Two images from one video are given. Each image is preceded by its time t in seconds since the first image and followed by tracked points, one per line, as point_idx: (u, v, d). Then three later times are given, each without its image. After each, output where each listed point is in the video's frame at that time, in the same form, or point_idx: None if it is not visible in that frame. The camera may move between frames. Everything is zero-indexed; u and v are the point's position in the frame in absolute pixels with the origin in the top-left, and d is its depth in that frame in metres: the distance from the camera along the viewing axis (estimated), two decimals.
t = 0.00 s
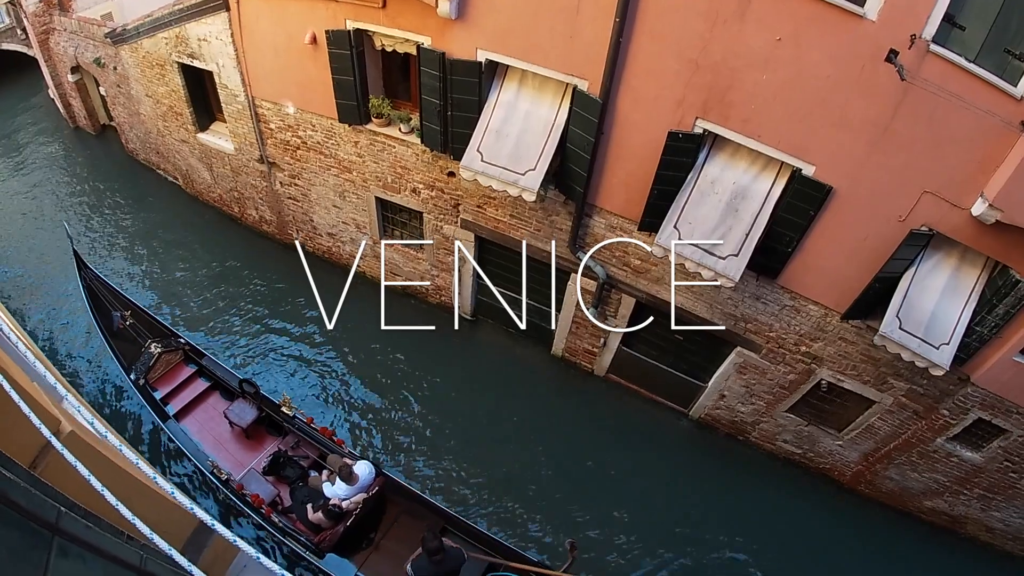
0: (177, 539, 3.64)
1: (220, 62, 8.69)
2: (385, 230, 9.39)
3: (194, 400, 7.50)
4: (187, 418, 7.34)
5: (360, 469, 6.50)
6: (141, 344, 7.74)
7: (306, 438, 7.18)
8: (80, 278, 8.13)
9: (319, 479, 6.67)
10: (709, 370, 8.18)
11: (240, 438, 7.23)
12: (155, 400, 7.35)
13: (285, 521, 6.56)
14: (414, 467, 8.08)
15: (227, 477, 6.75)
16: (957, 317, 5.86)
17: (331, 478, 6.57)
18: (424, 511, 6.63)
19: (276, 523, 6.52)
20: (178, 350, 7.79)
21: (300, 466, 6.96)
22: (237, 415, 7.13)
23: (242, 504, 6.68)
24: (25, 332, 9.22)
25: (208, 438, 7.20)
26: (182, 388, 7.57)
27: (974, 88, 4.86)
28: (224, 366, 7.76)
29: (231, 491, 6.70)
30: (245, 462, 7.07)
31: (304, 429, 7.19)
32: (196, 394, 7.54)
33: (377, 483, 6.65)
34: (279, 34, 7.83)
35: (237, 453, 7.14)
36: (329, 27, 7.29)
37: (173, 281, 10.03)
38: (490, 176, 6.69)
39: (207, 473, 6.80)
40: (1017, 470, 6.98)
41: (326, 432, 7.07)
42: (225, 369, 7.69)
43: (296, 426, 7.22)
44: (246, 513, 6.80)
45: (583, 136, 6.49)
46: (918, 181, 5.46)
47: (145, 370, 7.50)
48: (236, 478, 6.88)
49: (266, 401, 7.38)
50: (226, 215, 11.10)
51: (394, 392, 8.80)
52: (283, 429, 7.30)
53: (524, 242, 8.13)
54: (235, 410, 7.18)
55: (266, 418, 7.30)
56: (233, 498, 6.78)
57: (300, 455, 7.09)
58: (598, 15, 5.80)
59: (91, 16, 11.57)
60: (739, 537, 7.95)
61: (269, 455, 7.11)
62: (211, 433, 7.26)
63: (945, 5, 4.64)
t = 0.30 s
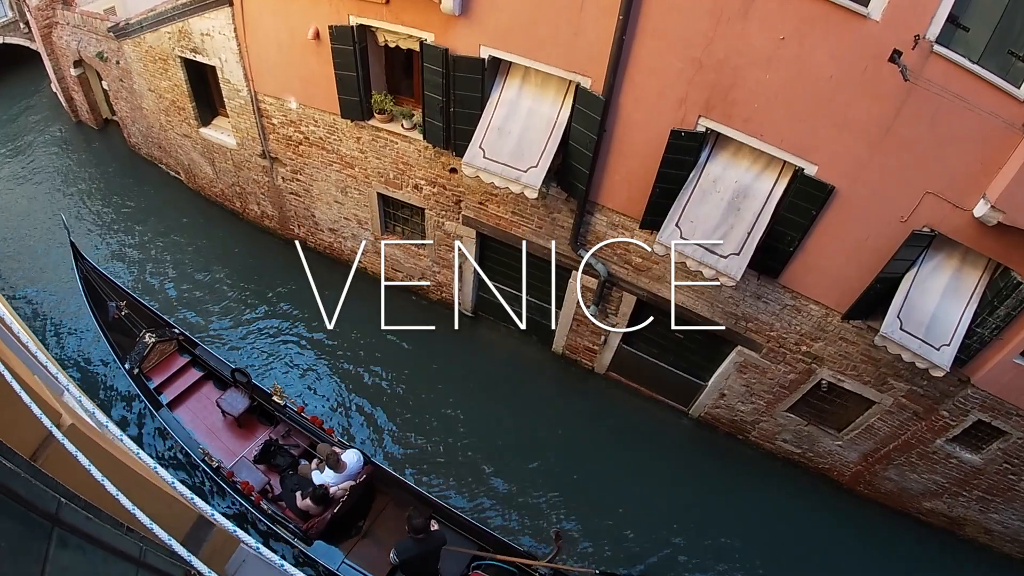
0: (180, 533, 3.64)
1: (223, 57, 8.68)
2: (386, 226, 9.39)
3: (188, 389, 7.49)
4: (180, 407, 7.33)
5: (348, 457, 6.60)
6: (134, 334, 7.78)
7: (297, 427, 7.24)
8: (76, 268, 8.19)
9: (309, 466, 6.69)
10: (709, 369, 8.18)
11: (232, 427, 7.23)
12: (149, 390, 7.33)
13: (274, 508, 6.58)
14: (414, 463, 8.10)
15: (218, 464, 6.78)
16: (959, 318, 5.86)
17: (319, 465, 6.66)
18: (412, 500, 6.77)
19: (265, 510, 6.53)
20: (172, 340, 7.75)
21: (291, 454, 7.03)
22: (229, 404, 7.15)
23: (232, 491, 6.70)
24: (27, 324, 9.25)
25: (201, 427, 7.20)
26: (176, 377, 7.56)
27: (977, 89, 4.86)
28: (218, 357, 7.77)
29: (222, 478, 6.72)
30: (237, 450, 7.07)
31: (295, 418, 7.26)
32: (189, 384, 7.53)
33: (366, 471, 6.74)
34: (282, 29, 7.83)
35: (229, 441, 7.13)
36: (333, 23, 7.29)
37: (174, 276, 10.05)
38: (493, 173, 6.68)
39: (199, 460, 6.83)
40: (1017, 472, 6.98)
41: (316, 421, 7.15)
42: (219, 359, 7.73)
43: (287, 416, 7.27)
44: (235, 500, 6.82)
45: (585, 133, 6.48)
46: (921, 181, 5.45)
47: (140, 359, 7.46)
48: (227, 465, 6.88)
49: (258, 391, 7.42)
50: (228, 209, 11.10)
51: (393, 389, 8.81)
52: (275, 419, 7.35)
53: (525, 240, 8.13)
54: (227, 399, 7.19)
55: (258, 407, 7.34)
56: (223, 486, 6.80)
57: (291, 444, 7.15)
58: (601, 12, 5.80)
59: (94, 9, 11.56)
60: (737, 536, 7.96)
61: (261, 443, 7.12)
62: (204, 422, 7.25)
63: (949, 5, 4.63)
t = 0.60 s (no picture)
0: (180, 528, 3.64)
1: (224, 53, 8.66)
2: (387, 222, 9.39)
3: (181, 380, 7.55)
4: (173, 397, 7.39)
5: (338, 446, 6.64)
6: (129, 326, 7.81)
7: (289, 416, 7.25)
8: (72, 261, 8.30)
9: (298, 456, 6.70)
10: (710, 366, 8.18)
11: (225, 417, 7.28)
12: (144, 380, 7.38)
13: (265, 497, 6.62)
14: (414, 459, 8.11)
15: (210, 453, 6.82)
16: (959, 317, 5.85)
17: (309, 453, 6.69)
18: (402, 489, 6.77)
19: (256, 498, 6.58)
20: (166, 331, 7.79)
21: (282, 443, 6.99)
22: (221, 395, 7.17)
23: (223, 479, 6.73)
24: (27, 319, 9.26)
25: (193, 417, 7.25)
26: (171, 368, 7.61)
27: (979, 88, 4.84)
28: (212, 347, 7.81)
29: (213, 467, 6.75)
30: (229, 439, 7.11)
31: (287, 407, 7.27)
32: (183, 374, 7.58)
33: (354, 459, 6.69)
34: (283, 25, 7.82)
35: (221, 430, 7.18)
36: (334, 19, 7.27)
37: (175, 272, 10.05)
38: (494, 170, 6.69)
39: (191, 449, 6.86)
40: (1017, 471, 6.97)
41: (308, 411, 7.18)
42: (213, 350, 7.76)
43: (279, 405, 7.30)
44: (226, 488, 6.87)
45: (586, 130, 6.47)
46: (922, 179, 5.44)
47: (134, 350, 7.50)
48: (218, 454, 6.93)
49: (251, 380, 7.45)
50: (229, 205, 11.10)
51: (394, 385, 8.82)
52: (267, 408, 7.36)
53: (527, 237, 8.14)
54: (220, 388, 7.24)
55: (250, 397, 7.37)
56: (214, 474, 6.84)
57: (282, 434, 7.14)
58: (603, 9, 5.78)
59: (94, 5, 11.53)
60: (738, 534, 7.97)
61: (253, 433, 7.16)
62: (197, 412, 7.30)
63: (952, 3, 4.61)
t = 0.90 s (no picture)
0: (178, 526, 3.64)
1: (224, 51, 8.66)
2: (388, 220, 9.39)
3: (175, 372, 7.56)
4: (167, 390, 7.41)
5: (326, 437, 6.62)
6: (124, 319, 7.80)
7: (280, 408, 7.32)
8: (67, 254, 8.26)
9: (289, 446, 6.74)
10: (710, 365, 8.19)
11: (218, 409, 7.32)
12: (138, 372, 7.38)
13: (255, 487, 6.63)
14: (415, 456, 8.12)
15: (202, 444, 6.86)
16: (960, 314, 5.84)
17: (299, 445, 6.70)
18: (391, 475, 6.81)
19: (247, 489, 6.59)
20: (160, 324, 7.78)
21: (274, 434, 7.06)
22: (214, 385, 7.26)
23: (215, 470, 6.76)
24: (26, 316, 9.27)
25: (187, 408, 7.29)
26: (164, 360, 7.62)
27: (979, 85, 4.83)
28: (205, 340, 7.83)
29: (205, 457, 6.79)
30: (222, 431, 7.17)
31: (278, 399, 7.34)
32: (177, 366, 7.60)
33: (343, 450, 6.68)
34: (283, 23, 7.81)
35: (215, 422, 7.23)
36: (334, 16, 7.26)
37: (176, 270, 10.06)
38: (495, 168, 6.68)
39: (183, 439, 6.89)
40: (1017, 470, 6.97)
41: (299, 401, 7.22)
42: (206, 342, 7.79)
43: (270, 396, 7.37)
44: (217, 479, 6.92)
45: (587, 127, 6.47)
46: (923, 177, 5.43)
47: (128, 342, 7.47)
48: (211, 445, 6.98)
49: (243, 373, 7.51)
50: (230, 203, 11.10)
51: (394, 383, 8.82)
52: (259, 400, 7.42)
53: (528, 235, 8.14)
54: (213, 380, 7.29)
55: (243, 388, 7.43)
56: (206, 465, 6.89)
57: (274, 424, 7.21)
58: (603, 5, 5.77)
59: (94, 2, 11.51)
60: (738, 531, 7.98)
61: (246, 424, 7.22)
62: (190, 404, 7.34)
63: None
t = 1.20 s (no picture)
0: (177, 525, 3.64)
1: (224, 50, 8.65)
2: (388, 219, 9.39)
3: (169, 366, 7.59)
4: (161, 383, 7.44)
5: (316, 429, 6.70)
6: (119, 315, 7.82)
7: (272, 401, 7.34)
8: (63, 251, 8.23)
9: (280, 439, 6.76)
10: (711, 363, 8.19)
11: (212, 403, 7.34)
12: (132, 366, 7.40)
13: (247, 479, 6.69)
14: (415, 456, 8.12)
15: (195, 437, 6.93)
16: (961, 311, 5.84)
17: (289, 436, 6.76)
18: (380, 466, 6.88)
19: (237, 481, 6.67)
20: (154, 318, 7.78)
21: (266, 427, 7.11)
22: (207, 378, 7.27)
23: (207, 462, 6.83)
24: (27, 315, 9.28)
25: (180, 402, 7.31)
26: (158, 355, 7.64)
27: (979, 84, 4.82)
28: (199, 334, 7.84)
29: (198, 450, 6.86)
30: (216, 424, 7.20)
31: (270, 392, 7.35)
32: (171, 361, 7.62)
33: (332, 441, 6.78)
34: (283, 22, 7.80)
35: (209, 416, 7.25)
36: (334, 15, 7.26)
37: (177, 269, 10.06)
38: (495, 166, 6.68)
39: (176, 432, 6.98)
40: (1018, 468, 6.97)
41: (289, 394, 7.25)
42: (200, 336, 7.80)
43: (262, 389, 7.38)
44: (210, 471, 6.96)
45: (588, 126, 6.46)
46: (924, 175, 5.42)
47: (123, 337, 7.49)
48: (203, 438, 7.02)
49: (235, 366, 7.51)
50: (230, 202, 11.10)
51: (395, 382, 8.82)
52: (251, 393, 7.45)
53: (528, 233, 8.13)
54: (206, 374, 7.32)
55: (236, 381, 7.45)
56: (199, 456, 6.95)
57: (266, 417, 7.23)
58: (604, 4, 5.77)
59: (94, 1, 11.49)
60: (739, 530, 7.98)
61: (238, 417, 7.24)
62: (184, 397, 7.36)
63: None
